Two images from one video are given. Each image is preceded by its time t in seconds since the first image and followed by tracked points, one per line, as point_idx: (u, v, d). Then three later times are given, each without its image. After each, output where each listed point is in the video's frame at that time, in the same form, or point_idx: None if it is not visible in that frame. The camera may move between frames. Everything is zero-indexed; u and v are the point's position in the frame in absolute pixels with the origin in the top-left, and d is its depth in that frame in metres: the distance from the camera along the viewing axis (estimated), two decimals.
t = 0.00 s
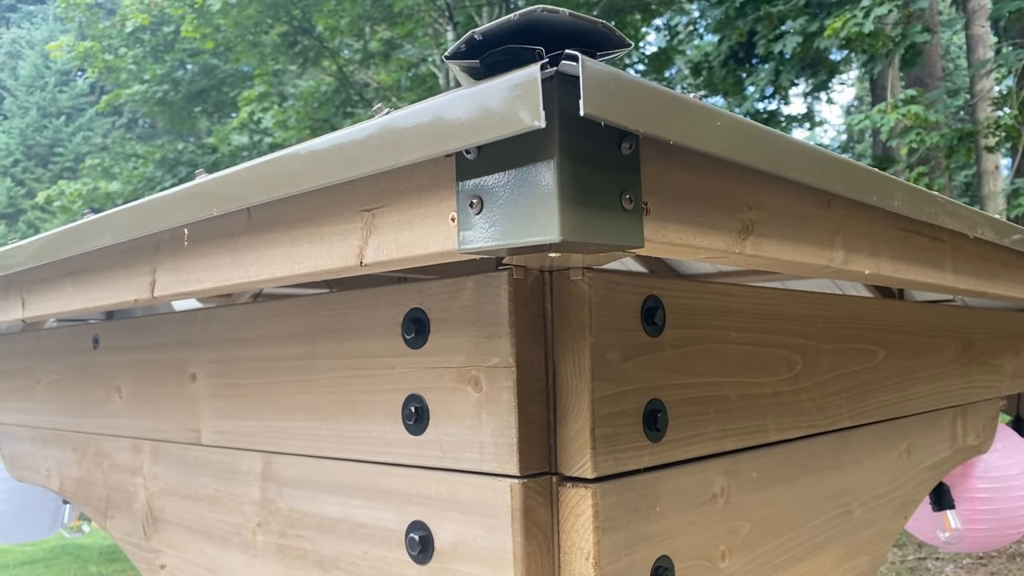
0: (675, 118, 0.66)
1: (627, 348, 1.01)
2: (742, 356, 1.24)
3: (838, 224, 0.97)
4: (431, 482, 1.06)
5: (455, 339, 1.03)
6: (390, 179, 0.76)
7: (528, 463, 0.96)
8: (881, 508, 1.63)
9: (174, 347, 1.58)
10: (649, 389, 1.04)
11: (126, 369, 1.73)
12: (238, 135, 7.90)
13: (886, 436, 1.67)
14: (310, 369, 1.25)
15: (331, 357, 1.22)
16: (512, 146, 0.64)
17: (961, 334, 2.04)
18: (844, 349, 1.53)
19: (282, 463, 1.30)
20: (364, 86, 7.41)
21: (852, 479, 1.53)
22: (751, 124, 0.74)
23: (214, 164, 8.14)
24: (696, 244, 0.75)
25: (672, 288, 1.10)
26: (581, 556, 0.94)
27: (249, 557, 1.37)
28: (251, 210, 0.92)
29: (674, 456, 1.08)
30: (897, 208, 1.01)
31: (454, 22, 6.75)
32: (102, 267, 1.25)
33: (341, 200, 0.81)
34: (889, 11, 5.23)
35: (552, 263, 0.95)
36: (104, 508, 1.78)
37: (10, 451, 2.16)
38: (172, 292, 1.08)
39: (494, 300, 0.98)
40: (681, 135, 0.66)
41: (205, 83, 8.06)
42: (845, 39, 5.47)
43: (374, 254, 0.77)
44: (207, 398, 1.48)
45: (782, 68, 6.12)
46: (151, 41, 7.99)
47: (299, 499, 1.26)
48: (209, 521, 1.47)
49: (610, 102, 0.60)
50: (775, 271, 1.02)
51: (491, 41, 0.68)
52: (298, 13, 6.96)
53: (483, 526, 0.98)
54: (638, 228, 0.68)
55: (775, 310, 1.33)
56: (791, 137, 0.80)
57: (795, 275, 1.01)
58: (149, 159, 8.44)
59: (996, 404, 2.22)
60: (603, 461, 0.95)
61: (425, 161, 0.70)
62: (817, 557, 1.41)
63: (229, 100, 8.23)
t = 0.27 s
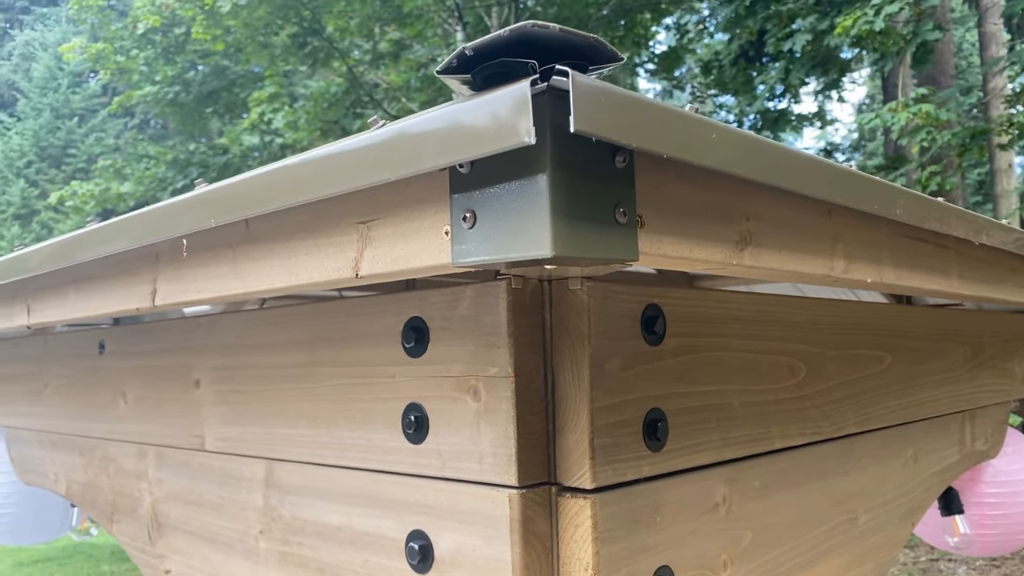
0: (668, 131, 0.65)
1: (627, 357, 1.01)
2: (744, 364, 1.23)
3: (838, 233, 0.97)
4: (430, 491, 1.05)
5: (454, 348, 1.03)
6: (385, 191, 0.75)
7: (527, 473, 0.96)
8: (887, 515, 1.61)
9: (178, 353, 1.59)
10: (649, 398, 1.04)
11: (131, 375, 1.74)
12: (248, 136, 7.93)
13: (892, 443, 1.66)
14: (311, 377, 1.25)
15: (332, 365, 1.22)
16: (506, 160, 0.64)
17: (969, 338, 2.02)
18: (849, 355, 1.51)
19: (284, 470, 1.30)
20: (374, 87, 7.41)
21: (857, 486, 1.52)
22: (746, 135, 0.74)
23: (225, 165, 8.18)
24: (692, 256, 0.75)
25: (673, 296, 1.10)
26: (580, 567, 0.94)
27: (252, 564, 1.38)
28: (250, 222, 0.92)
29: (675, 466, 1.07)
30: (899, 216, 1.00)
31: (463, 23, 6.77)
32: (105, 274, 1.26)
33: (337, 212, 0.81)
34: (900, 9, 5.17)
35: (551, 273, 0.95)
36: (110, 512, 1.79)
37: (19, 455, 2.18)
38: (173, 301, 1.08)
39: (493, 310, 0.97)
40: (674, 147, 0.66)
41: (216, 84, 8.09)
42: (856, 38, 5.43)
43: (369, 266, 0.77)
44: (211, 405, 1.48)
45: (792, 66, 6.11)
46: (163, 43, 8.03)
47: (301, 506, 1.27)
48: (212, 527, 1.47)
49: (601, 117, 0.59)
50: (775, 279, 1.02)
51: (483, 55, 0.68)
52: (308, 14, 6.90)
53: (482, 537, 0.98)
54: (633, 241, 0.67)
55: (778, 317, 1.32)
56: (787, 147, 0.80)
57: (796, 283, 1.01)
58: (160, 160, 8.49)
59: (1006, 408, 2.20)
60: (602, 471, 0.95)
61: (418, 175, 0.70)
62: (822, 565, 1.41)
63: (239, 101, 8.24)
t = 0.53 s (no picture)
0: (667, 134, 0.66)
1: (631, 357, 1.01)
2: (750, 364, 1.23)
3: (843, 233, 0.96)
4: (436, 491, 1.06)
5: (459, 348, 1.04)
6: (388, 194, 0.76)
7: (530, 473, 0.96)
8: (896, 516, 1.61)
9: (188, 353, 1.60)
10: (653, 398, 1.04)
11: (142, 375, 1.75)
12: (261, 136, 7.97)
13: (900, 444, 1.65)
14: (318, 377, 1.26)
15: (339, 366, 1.22)
16: (506, 162, 0.64)
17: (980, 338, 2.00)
18: (856, 355, 1.51)
19: (292, 470, 1.31)
20: (385, 87, 7.42)
21: (865, 487, 1.52)
22: (747, 137, 0.74)
23: (237, 166, 8.24)
24: (693, 257, 0.75)
25: (677, 297, 1.10)
26: (584, 566, 0.94)
27: (261, 562, 1.39)
28: (256, 224, 0.93)
29: (679, 466, 1.08)
30: (904, 216, 0.99)
31: (475, 23, 6.80)
32: (115, 275, 1.27)
33: (340, 213, 0.82)
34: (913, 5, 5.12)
35: (555, 274, 0.95)
36: (121, 511, 1.81)
37: (32, 454, 2.20)
38: (181, 302, 1.09)
39: (497, 310, 0.98)
40: (673, 151, 0.66)
41: (228, 84, 8.14)
42: (868, 35, 5.38)
43: (372, 268, 0.78)
44: (220, 405, 1.49)
45: (804, 64, 6.11)
46: (176, 44, 8.09)
47: (308, 506, 1.28)
48: (221, 525, 1.49)
49: (600, 120, 0.60)
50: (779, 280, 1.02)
51: (482, 59, 0.69)
52: (320, 15, 6.91)
53: (487, 536, 0.98)
54: (633, 244, 0.67)
55: (783, 317, 1.32)
56: (789, 148, 0.80)
57: (799, 284, 1.01)
58: (173, 160, 8.55)
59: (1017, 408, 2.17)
60: (606, 472, 0.95)
61: (419, 177, 0.71)
62: (828, 566, 1.40)
63: (251, 102, 8.27)
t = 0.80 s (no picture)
0: (688, 133, 0.66)
1: (649, 354, 1.01)
2: (767, 362, 1.23)
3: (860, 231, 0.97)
4: (455, 487, 1.07)
5: (478, 346, 1.05)
6: (410, 193, 0.77)
7: (549, 469, 0.97)
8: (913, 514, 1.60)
9: (209, 351, 1.62)
10: (671, 395, 1.04)
11: (163, 373, 1.77)
12: (274, 136, 8.00)
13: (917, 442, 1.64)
14: (338, 374, 1.28)
15: (359, 363, 1.24)
16: (528, 162, 0.65)
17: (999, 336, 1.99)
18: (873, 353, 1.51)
19: (312, 466, 1.33)
20: (397, 86, 7.45)
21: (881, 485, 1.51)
22: (766, 136, 0.74)
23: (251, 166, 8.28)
24: (712, 255, 0.75)
25: (695, 295, 1.11)
26: (603, 561, 0.95)
27: (282, 557, 1.41)
28: (279, 222, 0.94)
29: (697, 463, 1.08)
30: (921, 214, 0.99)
31: (487, 22, 6.84)
32: (139, 274, 1.29)
33: (363, 212, 0.83)
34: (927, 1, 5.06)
35: (574, 271, 0.96)
36: (142, 507, 1.83)
37: (54, 450, 2.24)
38: (204, 300, 1.11)
39: (516, 308, 0.99)
40: (694, 148, 0.67)
41: (242, 85, 8.18)
42: (883, 32, 5.33)
43: (395, 266, 0.79)
44: (240, 402, 1.51)
45: (817, 62, 6.13)
46: (190, 45, 8.14)
47: (328, 502, 1.29)
48: (242, 521, 1.50)
49: (622, 119, 0.60)
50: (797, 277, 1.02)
51: (505, 59, 0.69)
52: (333, 15, 6.94)
53: (506, 532, 1.00)
54: (654, 241, 0.68)
55: (800, 315, 1.32)
56: (807, 146, 0.80)
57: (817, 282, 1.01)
58: (187, 160, 8.61)
59: None
60: (625, 467, 0.96)
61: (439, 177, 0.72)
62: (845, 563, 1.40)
63: (265, 102, 8.32)
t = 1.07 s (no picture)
0: (699, 140, 0.67)
1: (661, 358, 1.02)
2: (778, 364, 1.24)
3: (870, 234, 0.97)
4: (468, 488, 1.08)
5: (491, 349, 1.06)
6: (425, 200, 0.79)
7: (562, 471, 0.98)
8: (923, 516, 1.60)
9: (223, 353, 1.64)
10: (682, 398, 1.05)
11: (178, 374, 1.80)
12: (284, 137, 8.01)
13: (928, 444, 1.64)
14: (352, 376, 1.29)
15: (373, 365, 1.25)
16: (541, 170, 0.67)
17: (1012, 338, 1.98)
18: (884, 355, 1.51)
19: (327, 468, 1.34)
20: (407, 87, 7.47)
21: (893, 487, 1.52)
22: (776, 142, 0.75)
23: (261, 167, 8.32)
24: (723, 259, 0.76)
25: (706, 298, 1.11)
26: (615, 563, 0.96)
27: (296, 558, 1.42)
28: (295, 229, 0.96)
29: (708, 466, 1.09)
30: (931, 218, 1.00)
31: (497, 22, 6.82)
32: (156, 278, 1.31)
33: (378, 220, 0.85)
34: None
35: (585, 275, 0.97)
36: (157, 507, 1.85)
37: (70, 450, 2.26)
38: (221, 303, 1.12)
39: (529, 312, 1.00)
40: (704, 156, 0.68)
41: (252, 86, 8.23)
42: (896, 30, 5.30)
43: (410, 271, 0.81)
44: (255, 404, 1.53)
45: (828, 59, 6.03)
46: (200, 46, 8.17)
47: (343, 502, 1.31)
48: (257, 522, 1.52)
49: (634, 127, 0.61)
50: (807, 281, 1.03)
51: (518, 70, 0.71)
52: (343, 16, 6.98)
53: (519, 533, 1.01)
54: (665, 247, 0.69)
55: (810, 318, 1.32)
56: (817, 151, 0.81)
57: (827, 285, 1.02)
58: (198, 161, 8.66)
59: None
60: (636, 469, 0.97)
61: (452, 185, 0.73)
62: (856, 565, 1.41)
63: (275, 102, 8.37)
